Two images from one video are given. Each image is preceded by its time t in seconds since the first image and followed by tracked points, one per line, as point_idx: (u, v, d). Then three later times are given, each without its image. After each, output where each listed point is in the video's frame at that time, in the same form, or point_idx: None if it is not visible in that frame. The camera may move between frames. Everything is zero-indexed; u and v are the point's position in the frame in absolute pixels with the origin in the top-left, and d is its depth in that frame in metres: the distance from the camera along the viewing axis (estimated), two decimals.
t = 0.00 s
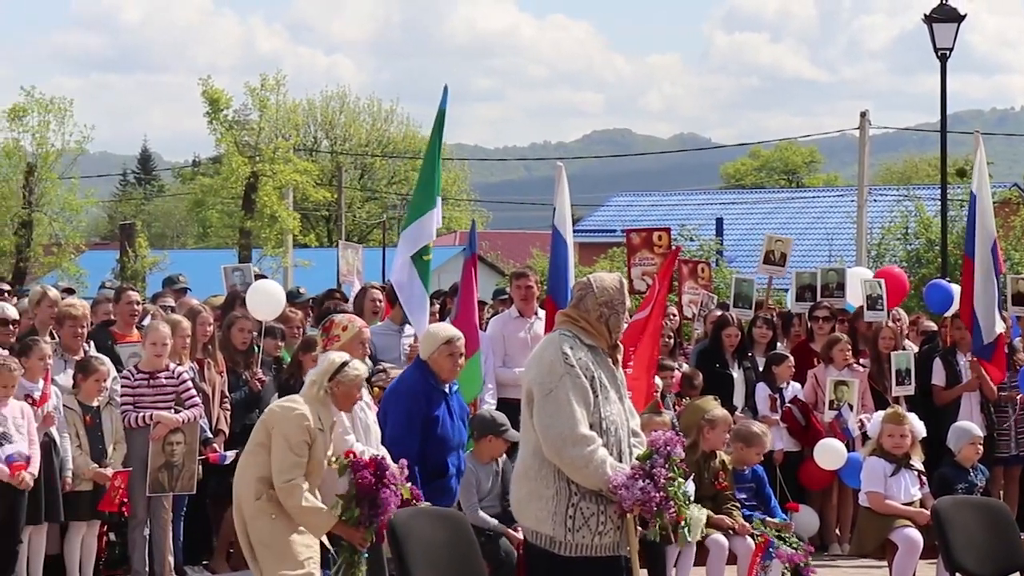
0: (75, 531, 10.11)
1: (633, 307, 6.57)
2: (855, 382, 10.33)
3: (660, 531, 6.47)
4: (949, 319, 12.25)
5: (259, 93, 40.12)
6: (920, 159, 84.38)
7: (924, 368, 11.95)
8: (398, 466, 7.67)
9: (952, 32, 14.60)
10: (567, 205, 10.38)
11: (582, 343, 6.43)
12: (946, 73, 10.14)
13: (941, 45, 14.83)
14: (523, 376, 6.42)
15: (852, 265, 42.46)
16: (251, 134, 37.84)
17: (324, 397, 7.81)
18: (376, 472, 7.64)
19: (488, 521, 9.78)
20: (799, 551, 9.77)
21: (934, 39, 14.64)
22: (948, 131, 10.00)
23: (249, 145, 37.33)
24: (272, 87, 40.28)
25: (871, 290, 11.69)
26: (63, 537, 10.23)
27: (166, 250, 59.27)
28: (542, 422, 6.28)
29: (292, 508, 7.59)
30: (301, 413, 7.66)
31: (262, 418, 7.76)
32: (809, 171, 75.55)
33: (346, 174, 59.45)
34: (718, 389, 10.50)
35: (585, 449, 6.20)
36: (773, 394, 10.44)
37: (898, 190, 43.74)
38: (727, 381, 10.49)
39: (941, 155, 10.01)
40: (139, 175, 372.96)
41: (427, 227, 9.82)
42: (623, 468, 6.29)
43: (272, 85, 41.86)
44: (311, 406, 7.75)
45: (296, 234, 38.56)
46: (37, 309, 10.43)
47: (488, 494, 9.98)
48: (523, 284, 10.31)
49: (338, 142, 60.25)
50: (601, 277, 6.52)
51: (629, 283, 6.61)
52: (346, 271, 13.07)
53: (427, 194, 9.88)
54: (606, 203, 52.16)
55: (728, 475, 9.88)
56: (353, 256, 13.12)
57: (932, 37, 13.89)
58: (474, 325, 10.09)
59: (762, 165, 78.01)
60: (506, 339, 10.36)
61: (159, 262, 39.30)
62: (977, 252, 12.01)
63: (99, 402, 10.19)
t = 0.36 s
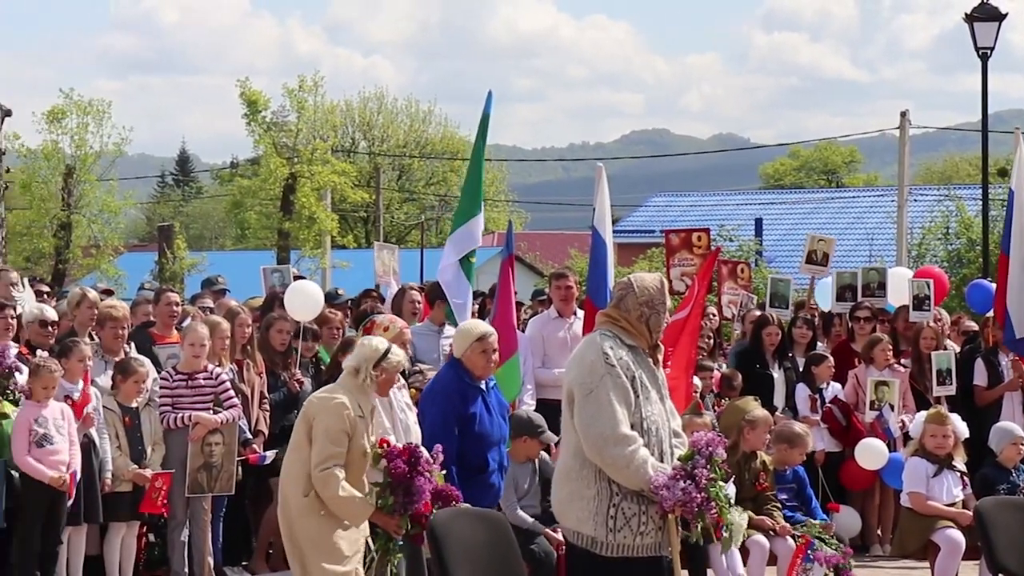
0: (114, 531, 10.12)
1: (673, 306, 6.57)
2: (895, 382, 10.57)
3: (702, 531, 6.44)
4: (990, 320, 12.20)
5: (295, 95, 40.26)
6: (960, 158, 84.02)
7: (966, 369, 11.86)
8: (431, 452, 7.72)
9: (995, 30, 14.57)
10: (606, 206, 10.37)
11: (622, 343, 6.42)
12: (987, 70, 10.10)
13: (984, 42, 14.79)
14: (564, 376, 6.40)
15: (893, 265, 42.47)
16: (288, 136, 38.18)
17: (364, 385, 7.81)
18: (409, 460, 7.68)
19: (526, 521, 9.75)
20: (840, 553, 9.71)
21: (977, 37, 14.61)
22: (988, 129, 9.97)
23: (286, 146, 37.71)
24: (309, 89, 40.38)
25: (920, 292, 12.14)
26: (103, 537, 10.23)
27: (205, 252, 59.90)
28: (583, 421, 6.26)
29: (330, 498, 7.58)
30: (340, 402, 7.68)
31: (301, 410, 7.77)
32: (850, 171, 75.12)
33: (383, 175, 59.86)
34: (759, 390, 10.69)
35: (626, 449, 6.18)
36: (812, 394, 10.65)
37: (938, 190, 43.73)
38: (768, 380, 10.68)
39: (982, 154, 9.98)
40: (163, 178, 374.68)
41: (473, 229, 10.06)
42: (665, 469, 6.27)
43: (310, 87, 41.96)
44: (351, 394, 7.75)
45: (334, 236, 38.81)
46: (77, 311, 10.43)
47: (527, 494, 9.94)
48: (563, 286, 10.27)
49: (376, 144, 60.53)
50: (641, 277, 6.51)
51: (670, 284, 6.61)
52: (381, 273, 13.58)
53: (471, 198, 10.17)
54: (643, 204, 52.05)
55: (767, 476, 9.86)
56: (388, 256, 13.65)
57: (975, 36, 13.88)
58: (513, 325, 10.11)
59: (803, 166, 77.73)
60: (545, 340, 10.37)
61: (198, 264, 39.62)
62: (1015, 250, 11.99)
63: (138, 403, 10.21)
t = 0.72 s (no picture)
0: (148, 530, 10.14)
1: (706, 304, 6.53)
2: (931, 381, 10.83)
3: (736, 530, 6.40)
4: None
5: (328, 94, 40.42)
6: (996, 155, 83.70)
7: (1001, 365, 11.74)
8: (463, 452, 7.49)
9: None
10: (641, 206, 10.38)
11: (657, 341, 6.38)
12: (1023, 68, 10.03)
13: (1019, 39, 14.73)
14: (598, 374, 6.37)
15: (927, 263, 42.46)
16: (320, 135, 38.56)
17: (398, 381, 7.77)
18: (443, 459, 7.47)
19: (560, 521, 9.64)
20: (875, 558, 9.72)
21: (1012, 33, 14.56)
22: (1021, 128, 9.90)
23: (318, 145, 38.22)
24: (341, 87, 40.41)
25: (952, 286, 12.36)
26: (136, 536, 10.22)
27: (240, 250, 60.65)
28: (617, 419, 6.22)
29: (362, 497, 7.49)
30: (375, 400, 7.63)
31: (336, 408, 7.72)
32: (883, 168, 75.03)
33: (416, 173, 60.31)
34: (795, 387, 10.93)
35: (660, 448, 6.13)
36: (847, 391, 10.85)
37: (973, 187, 43.64)
38: (803, 378, 10.92)
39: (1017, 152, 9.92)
40: (187, 176, 376.76)
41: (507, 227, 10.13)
42: (699, 467, 6.23)
43: (341, 85, 42.09)
44: (385, 391, 7.71)
45: (367, 234, 39.05)
46: (109, 310, 10.45)
47: (561, 494, 9.89)
48: (596, 285, 10.32)
49: (408, 143, 60.97)
50: (675, 275, 6.47)
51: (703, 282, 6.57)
52: (408, 269, 13.41)
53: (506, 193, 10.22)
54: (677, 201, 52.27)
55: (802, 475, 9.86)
56: (415, 255, 13.53)
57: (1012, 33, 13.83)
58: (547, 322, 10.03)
59: (836, 163, 77.63)
60: (578, 338, 10.43)
61: (230, 263, 39.88)
62: None
63: (170, 402, 10.21)
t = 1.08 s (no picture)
0: (178, 531, 10.15)
1: (738, 306, 6.51)
2: (963, 383, 11.00)
3: (768, 530, 6.37)
4: None
5: (361, 94, 40.54)
6: None
7: None
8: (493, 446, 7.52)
9: None
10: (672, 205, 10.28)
11: (689, 343, 6.36)
12: None
13: None
14: (630, 376, 6.33)
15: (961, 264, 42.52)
16: (352, 136, 38.82)
17: (426, 379, 7.71)
18: (473, 453, 7.48)
19: (590, 522, 9.63)
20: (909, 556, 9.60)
21: None
22: None
23: (349, 146, 38.41)
24: (372, 88, 40.40)
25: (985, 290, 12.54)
26: (167, 535, 10.23)
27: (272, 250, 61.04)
28: (649, 421, 6.18)
29: (394, 497, 7.42)
30: (404, 400, 7.56)
31: (367, 409, 7.67)
32: (917, 169, 74.68)
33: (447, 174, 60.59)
34: (827, 389, 11.07)
35: (692, 449, 6.10)
36: (879, 393, 11.08)
37: (1006, 189, 43.68)
38: (835, 380, 11.06)
39: None
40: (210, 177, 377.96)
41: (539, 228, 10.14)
42: (731, 469, 6.20)
43: (373, 85, 42.17)
44: (414, 390, 7.65)
45: (398, 235, 39.17)
46: (141, 310, 10.45)
47: (592, 496, 9.86)
48: (627, 287, 10.30)
49: (439, 143, 61.35)
50: (707, 277, 6.45)
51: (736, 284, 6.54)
52: (436, 271, 13.42)
53: (538, 193, 10.16)
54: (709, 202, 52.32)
55: (835, 478, 9.86)
56: (441, 256, 13.56)
57: None
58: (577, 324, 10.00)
59: (868, 164, 77.60)
60: (610, 339, 10.44)
61: (261, 263, 39.99)
62: None
63: (199, 402, 10.20)
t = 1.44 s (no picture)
0: (206, 533, 10.14)
1: (769, 307, 6.45)
2: (997, 386, 11.12)
3: (801, 533, 6.32)
4: None
5: (390, 97, 40.77)
6: None
7: None
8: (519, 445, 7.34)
9: None
10: (703, 208, 10.23)
11: (720, 345, 6.30)
12: None
13: None
14: (660, 379, 6.29)
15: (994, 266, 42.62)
16: (381, 139, 39.34)
17: (450, 379, 7.70)
18: (498, 453, 7.32)
19: (621, 525, 9.61)
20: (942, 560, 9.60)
21: None
22: None
23: (379, 148, 39.02)
24: (402, 91, 40.55)
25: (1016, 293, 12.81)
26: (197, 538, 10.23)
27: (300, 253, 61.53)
28: (678, 424, 6.13)
29: (420, 498, 7.40)
30: (430, 401, 7.56)
31: (394, 411, 7.67)
32: (948, 170, 74.59)
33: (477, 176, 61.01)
34: (859, 392, 11.10)
35: (723, 453, 6.04)
36: (911, 394, 11.20)
37: None
38: (867, 382, 11.12)
39: None
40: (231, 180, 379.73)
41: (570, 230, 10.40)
42: (762, 472, 6.15)
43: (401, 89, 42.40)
44: (439, 391, 7.64)
45: (427, 237, 39.27)
46: (172, 313, 10.41)
47: (623, 499, 9.81)
48: (658, 290, 10.28)
49: (469, 146, 62.33)
50: (738, 279, 6.38)
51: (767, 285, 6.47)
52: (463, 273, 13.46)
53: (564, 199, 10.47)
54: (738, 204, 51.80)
55: (866, 481, 9.82)
56: (468, 257, 13.62)
57: None
58: (607, 325, 9.99)
59: (899, 166, 77.53)
60: (640, 342, 10.40)
61: (291, 266, 40.17)
62: None
63: (227, 405, 10.23)
